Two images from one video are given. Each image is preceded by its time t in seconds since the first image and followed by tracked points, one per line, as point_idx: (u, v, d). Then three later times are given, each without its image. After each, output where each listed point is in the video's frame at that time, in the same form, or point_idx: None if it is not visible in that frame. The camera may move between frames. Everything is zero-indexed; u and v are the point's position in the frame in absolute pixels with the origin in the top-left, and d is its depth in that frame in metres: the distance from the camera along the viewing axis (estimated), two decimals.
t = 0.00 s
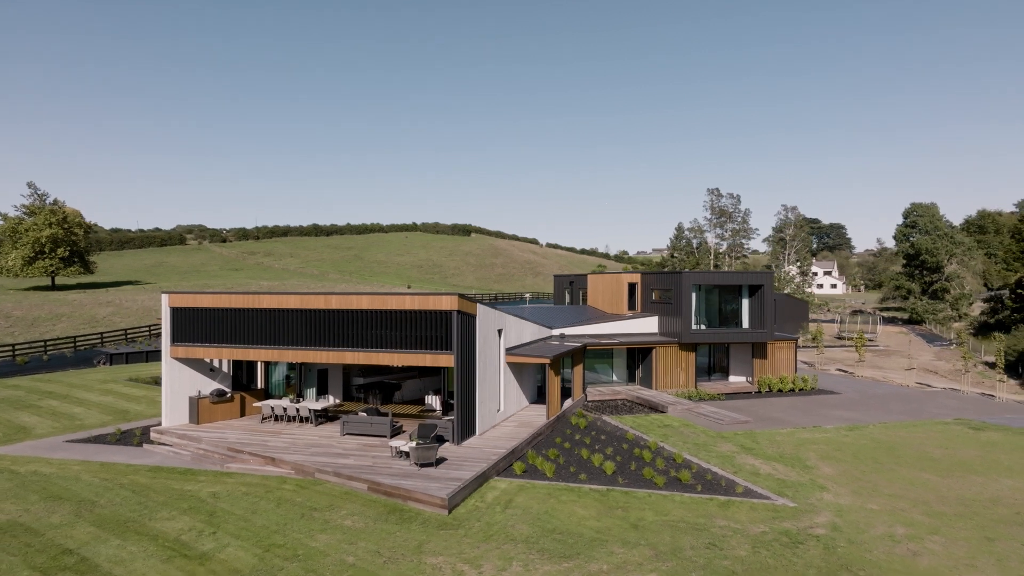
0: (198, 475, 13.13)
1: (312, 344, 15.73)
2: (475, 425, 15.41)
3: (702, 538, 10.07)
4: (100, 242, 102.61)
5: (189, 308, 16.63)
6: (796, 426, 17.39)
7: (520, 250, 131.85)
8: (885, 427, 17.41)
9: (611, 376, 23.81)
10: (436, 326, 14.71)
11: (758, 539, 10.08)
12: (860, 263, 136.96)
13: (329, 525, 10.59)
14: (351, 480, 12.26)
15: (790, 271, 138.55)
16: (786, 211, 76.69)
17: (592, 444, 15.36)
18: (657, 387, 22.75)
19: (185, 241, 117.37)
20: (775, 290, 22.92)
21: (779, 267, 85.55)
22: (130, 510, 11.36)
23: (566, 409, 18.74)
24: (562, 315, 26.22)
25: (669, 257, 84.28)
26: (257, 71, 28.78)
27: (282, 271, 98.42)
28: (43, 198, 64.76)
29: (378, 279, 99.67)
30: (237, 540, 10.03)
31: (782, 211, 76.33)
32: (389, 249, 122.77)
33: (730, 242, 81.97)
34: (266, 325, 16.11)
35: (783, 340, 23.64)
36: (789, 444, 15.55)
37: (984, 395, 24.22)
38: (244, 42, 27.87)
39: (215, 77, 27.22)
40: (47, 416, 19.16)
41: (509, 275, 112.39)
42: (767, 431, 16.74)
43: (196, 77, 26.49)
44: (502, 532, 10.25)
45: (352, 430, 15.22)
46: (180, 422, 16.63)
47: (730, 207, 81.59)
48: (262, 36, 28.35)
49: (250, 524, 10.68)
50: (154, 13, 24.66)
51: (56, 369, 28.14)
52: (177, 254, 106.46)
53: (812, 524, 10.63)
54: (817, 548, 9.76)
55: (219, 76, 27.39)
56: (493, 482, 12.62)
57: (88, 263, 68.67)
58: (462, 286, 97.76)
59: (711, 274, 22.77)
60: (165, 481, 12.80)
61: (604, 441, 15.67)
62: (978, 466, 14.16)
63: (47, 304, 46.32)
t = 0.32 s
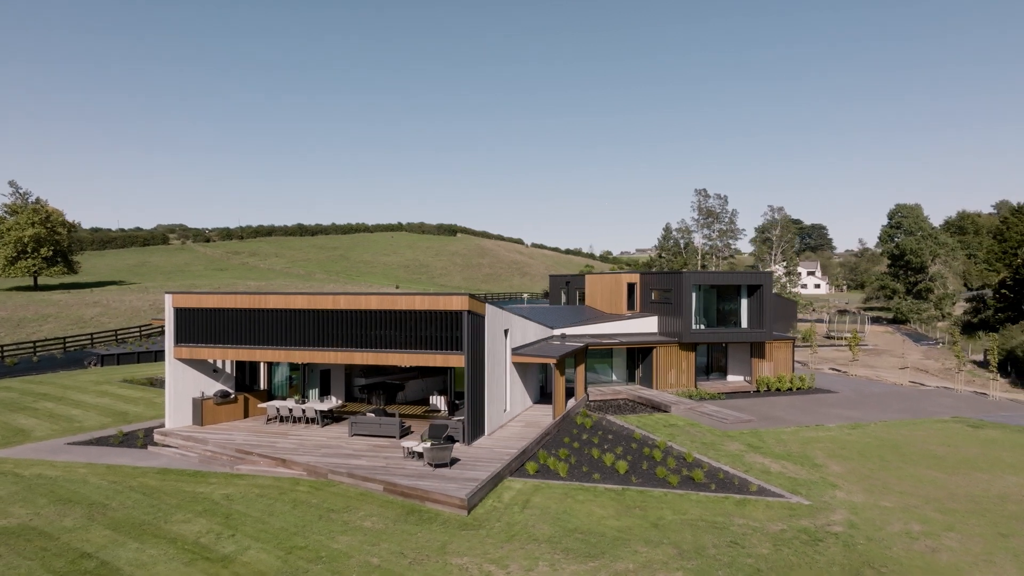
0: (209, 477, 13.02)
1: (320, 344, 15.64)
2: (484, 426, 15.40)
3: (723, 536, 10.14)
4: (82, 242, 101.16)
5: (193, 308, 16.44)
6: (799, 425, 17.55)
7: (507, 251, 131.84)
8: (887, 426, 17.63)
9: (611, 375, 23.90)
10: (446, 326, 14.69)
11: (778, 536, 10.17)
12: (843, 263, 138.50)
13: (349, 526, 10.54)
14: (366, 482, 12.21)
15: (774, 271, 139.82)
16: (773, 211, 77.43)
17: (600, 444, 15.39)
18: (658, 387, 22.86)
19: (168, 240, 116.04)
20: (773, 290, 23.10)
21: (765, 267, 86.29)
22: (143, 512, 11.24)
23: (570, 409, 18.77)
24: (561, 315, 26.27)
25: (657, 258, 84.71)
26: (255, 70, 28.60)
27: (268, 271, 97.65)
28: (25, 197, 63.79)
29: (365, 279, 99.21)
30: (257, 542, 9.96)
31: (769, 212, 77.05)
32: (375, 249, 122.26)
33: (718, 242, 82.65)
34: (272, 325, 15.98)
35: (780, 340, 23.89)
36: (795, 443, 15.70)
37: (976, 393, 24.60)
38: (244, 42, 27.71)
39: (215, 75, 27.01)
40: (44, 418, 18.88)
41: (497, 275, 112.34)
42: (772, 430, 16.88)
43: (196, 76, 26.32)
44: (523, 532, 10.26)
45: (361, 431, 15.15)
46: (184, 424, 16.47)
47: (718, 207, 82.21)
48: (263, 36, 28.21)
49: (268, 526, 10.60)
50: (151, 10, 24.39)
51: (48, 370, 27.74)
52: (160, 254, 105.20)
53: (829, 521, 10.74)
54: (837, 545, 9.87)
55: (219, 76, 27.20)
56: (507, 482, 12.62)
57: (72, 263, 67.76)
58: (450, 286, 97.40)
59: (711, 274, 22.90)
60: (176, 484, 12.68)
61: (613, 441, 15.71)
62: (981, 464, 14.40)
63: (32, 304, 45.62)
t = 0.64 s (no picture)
0: (221, 479, 12.91)
1: (329, 344, 15.57)
2: (494, 426, 15.39)
3: (745, 535, 10.22)
4: (65, 241, 99.67)
5: (200, 308, 16.28)
6: (804, 424, 17.69)
7: (494, 251, 131.66)
8: (889, 424, 17.83)
9: (611, 375, 23.98)
10: (457, 326, 14.68)
11: (799, 534, 10.25)
12: (827, 263, 139.75)
13: (370, 527, 10.49)
14: (383, 483, 12.16)
15: (760, 271, 140.77)
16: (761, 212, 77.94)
17: (610, 444, 15.42)
18: (659, 386, 22.94)
19: (151, 239, 114.64)
20: (773, 290, 23.31)
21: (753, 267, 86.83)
22: (159, 515, 11.12)
23: (576, 409, 18.79)
24: (561, 315, 26.29)
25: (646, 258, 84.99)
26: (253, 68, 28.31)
27: (254, 271, 96.72)
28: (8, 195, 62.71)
29: (353, 279, 98.59)
30: (280, 544, 9.89)
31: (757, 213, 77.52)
32: (362, 249, 121.60)
33: (706, 242, 83.04)
34: (280, 325, 15.88)
35: (779, 339, 24.08)
36: (802, 441, 15.84)
37: (971, 391, 24.93)
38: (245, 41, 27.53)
39: (216, 75, 26.80)
40: (44, 420, 18.60)
41: (485, 275, 112.16)
42: (779, 429, 17.00)
43: (197, 76, 26.09)
44: (546, 532, 10.27)
45: (370, 431, 15.07)
46: (189, 425, 16.31)
47: (706, 207, 82.60)
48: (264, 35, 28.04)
49: (288, 528, 10.53)
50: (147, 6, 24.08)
51: (41, 372, 27.33)
52: (143, 254, 103.87)
53: (847, 519, 10.85)
54: (858, 542, 9.97)
55: (220, 76, 26.97)
56: (523, 481, 12.62)
57: (55, 263, 66.74)
58: (438, 286, 97.03)
59: (712, 274, 23.05)
60: (188, 486, 12.56)
61: (622, 440, 15.75)
62: (986, 461, 14.61)
63: (18, 304, 44.88)
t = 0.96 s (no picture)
0: (230, 481, 12.77)
1: (336, 345, 15.48)
2: (501, 426, 15.37)
3: (763, 533, 10.31)
4: (42, 241, 97.83)
5: (203, 309, 16.10)
6: (805, 422, 17.88)
7: (479, 250, 131.49)
8: (888, 423, 18.09)
9: (609, 375, 24.05)
10: (466, 326, 14.66)
11: (816, 532, 10.36)
12: (808, 263, 141.24)
13: (389, 529, 10.44)
14: (396, 484, 12.10)
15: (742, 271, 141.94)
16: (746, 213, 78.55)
17: (617, 443, 15.45)
18: (657, 386, 23.04)
19: (130, 238, 112.95)
20: (770, 290, 23.61)
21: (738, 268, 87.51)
22: (173, 518, 10.98)
23: (578, 409, 18.82)
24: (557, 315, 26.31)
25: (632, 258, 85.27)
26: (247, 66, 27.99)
27: (237, 271, 95.63)
28: None
29: (338, 279, 97.83)
30: (300, 546, 9.80)
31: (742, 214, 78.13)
32: (346, 248, 120.78)
33: (692, 243, 83.52)
34: (285, 325, 15.77)
35: (775, 339, 24.32)
36: (806, 440, 16.00)
37: (961, 389, 25.37)
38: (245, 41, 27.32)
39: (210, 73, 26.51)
40: (39, 423, 18.26)
41: (470, 275, 111.93)
42: (781, 428, 17.16)
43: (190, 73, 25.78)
44: (566, 532, 10.29)
45: (377, 432, 14.98)
46: (191, 427, 16.11)
47: (692, 208, 83.07)
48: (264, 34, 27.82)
49: (305, 530, 10.45)
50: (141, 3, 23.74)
51: (29, 374, 26.82)
52: (123, 254, 102.33)
53: (861, 516, 10.99)
54: (875, 539, 10.10)
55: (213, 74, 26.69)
56: (536, 481, 12.63)
57: (34, 263, 65.53)
58: (424, 286, 96.59)
59: (710, 275, 23.24)
60: (197, 488, 12.41)
61: (628, 440, 15.79)
62: (986, 458, 14.88)
63: None
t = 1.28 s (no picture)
0: (236, 484, 12.63)
1: (339, 345, 15.40)
2: (505, 426, 15.37)
3: (776, 530, 10.42)
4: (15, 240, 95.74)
5: (202, 309, 15.91)
6: (802, 421, 18.09)
7: (461, 251, 131.16)
8: (883, 420, 18.37)
9: (604, 375, 24.14)
10: (471, 326, 14.67)
11: (827, 529, 10.50)
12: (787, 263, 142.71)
13: (404, 530, 10.39)
14: (406, 485, 12.05)
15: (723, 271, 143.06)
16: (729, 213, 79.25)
17: (620, 443, 15.51)
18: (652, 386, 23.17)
19: (105, 238, 110.98)
20: (763, 290, 23.84)
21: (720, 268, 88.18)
22: (182, 521, 10.84)
23: (578, 408, 18.87)
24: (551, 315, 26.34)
25: (615, 259, 85.54)
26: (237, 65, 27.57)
27: (216, 271, 94.32)
28: None
29: (319, 279, 96.92)
30: (316, 548, 9.72)
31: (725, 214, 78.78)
32: (327, 249, 119.78)
33: (675, 243, 84.00)
34: (287, 326, 15.66)
35: (767, 338, 24.58)
36: (805, 438, 16.19)
37: (948, 388, 25.82)
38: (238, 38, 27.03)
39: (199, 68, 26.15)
40: (30, 426, 17.90)
41: (453, 275, 111.54)
42: (780, 427, 17.35)
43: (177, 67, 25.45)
44: (581, 531, 10.32)
45: (381, 433, 14.87)
46: (190, 429, 15.89)
47: (675, 208, 83.57)
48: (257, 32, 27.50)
49: (319, 531, 10.37)
50: None
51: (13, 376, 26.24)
52: (98, 254, 100.52)
53: (869, 513, 11.16)
54: (886, 535, 10.26)
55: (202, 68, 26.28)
56: (545, 481, 12.64)
57: (9, 262, 64.21)
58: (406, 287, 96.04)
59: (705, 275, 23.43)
60: (204, 491, 12.26)
61: (630, 440, 15.87)
62: (981, 455, 15.17)
63: None
